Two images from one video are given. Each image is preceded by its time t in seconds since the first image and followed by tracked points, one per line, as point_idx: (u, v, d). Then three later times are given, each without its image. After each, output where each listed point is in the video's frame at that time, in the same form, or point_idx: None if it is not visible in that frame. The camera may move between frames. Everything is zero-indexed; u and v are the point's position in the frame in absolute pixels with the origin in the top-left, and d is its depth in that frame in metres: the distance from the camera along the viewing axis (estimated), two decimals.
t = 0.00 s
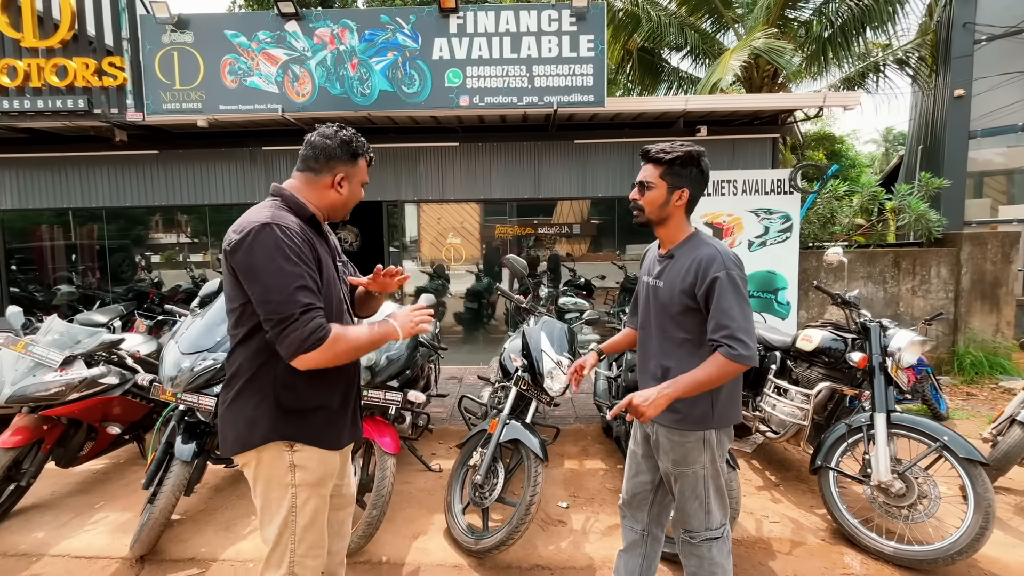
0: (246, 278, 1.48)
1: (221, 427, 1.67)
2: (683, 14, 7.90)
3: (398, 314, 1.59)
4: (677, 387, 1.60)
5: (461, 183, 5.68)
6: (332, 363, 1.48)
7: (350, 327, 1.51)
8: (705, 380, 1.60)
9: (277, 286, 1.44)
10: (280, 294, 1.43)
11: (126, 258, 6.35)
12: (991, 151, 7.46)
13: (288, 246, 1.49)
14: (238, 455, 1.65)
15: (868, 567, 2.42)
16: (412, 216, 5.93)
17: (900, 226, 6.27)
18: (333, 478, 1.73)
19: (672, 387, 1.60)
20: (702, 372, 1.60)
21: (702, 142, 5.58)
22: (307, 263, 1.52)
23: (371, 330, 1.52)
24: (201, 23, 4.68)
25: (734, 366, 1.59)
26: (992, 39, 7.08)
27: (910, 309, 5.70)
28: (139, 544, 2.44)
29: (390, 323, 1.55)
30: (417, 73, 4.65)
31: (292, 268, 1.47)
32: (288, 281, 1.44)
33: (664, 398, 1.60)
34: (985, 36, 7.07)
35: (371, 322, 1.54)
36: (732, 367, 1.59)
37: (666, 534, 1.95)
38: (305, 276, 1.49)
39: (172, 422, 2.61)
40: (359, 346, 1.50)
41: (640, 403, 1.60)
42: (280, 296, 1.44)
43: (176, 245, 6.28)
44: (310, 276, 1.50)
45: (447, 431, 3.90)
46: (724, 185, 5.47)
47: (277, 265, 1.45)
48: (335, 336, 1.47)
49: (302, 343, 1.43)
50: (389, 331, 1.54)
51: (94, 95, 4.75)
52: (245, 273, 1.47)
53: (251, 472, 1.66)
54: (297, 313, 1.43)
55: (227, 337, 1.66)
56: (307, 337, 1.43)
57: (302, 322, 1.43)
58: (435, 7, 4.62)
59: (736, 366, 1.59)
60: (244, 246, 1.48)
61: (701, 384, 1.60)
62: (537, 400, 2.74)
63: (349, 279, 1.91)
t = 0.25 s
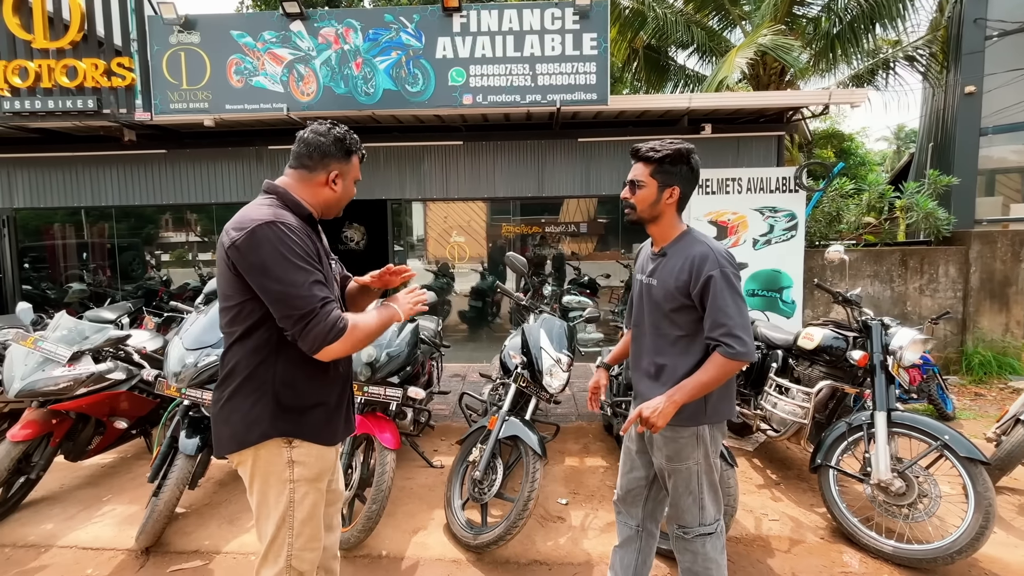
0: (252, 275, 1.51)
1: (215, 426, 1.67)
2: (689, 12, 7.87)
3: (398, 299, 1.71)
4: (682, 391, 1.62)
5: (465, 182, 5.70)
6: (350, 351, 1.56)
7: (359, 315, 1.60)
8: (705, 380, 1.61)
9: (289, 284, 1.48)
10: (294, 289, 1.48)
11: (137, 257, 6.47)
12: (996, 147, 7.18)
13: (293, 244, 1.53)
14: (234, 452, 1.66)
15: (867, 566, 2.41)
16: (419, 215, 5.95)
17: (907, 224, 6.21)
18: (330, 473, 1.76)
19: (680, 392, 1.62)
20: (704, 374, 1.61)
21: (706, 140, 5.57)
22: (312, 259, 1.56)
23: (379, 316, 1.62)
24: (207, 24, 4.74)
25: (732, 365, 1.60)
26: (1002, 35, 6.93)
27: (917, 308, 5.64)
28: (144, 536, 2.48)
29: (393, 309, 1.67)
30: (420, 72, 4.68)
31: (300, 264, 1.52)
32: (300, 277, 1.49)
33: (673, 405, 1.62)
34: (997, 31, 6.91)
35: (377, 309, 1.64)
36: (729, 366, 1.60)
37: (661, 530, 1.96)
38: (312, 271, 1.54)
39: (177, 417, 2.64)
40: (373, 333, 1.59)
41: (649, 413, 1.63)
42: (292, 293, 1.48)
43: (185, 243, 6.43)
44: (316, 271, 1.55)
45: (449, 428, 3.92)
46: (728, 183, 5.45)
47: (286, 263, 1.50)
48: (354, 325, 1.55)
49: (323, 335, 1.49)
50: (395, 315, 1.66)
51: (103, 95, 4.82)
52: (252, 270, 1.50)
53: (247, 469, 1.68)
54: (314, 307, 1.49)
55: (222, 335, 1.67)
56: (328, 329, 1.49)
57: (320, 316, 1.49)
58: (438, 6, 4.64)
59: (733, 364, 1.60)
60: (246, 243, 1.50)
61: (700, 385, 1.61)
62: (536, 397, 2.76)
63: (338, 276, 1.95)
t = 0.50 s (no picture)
0: (261, 273, 1.53)
1: (218, 422, 1.68)
2: (696, 10, 7.83)
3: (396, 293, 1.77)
4: (679, 388, 1.63)
5: (470, 181, 5.71)
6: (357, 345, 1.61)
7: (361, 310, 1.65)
8: (703, 379, 1.62)
9: (299, 282, 1.51)
10: (304, 286, 1.51)
11: (147, 255, 6.56)
12: (1005, 144, 6.92)
13: (301, 243, 1.56)
14: (237, 448, 1.68)
15: (867, 566, 2.41)
16: (425, 214, 5.98)
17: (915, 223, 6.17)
18: (331, 468, 1.80)
19: (678, 389, 1.63)
20: (700, 373, 1.62)
21: (711, 138, 5.55)
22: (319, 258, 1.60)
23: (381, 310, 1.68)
24: (214, 24, 4.78)
25: (729, 364, 1.61)
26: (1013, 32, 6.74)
27: (925, 308, 5.60)
28: (151, 530, 2.53)
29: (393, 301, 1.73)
30: (425, 72, 4.70)
31: (309, 262, 1.55)
32: (311, 275, 1.52)
33: (669, 403, 1.64)
34: (1008, 28, 6.73)
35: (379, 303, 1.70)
36: (725, 365, 1.61)
37: (659, 528, 1.97)
38: (320, 269, 1.57)
39: (183, 413, 2.68)
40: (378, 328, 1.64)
41: (644, 408, 1.63)
42: (302, 291, 1.51)
43: (194, 242, 6.51)
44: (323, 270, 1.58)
45: (452, 425, 3.95)
46: (733, 182, 5.43)
47: (296, 262, 1.52)
48: (361, 320, 1.60)
49: (335, 331, 1.53)
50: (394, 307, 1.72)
51: (113, 95, 4.89)
52: (261, 268, 1.52)
53: (249, 465, 1.70)
54: (324, 304, 1.52)
55: (226, 333, 1.68)
56: (339, 325, 1.53)
57: (330, 313, 1.53)
58: (443, 5, 4.67)
59: (730, 363, 1.61)
60: (255, 242, 1.53)
61: (697, 384, 1.63)
62: (537, 395, 2.78)
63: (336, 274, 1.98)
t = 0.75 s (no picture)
0: (268, 271, 1.54)
1: (221, 417, 1.69)
2: (701, 9, 7.80)
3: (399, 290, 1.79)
4: (676, 387, 1.64)
5: (473, 180, 5.72)
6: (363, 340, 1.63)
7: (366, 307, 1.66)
8: (699, 379, 1.62)
9: (305, 280, 1.52)
10: (311, 284, 1.52)
11: (153, 254, 6.60)
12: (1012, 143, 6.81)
13: (307, 242, 1.57)
14: (239, 444, 1.68)
15: (869, 566, 2.40)
16: (429, 213, 6.00)
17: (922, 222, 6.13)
18: (333, 464, 1.82)
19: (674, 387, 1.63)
20: (699, 371, 1.62)
21: (715, 137, 5.53)
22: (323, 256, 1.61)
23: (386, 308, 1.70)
24: (220, 24, 4.81)
25: (726, 364, 1.60)
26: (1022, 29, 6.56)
27: (931, 307, 5.56)
28: (155, 525, 2.55)
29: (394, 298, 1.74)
30: (429, 71, 4.71)
31: (315, 260, 1.56)
32: (317, 273, 1.54)
33: (667, 401, 1.64)
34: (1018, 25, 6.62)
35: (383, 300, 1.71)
36: (723, 366, 1.61)
37: (659, 527, 1.97)
38: (325, 267, 1.58)
39: (188, 410, 2.70)
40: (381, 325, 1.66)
41: (642, 405, 1.64)
42: (308, 290, 1.52)
43: (199, 240, 6.56)
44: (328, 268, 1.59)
45: (455, 424, 3.96)
46: (737, 181, 5.41)
47: (302, 261, 1.53)
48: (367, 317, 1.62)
49: (342, 328, 1.55)
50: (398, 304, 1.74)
51: (120, 95, 4.93)
52: (268, 266, 1.53)
53: (251, 460, 1.71)
54: (331, 301, 1.53)
55: (230, 330, 1.69)
56: (345, 322, 1.55)
57: (337, 311, 1.54)
58: (446, 4, 4.67)
59: (727, 364, 1.61)
60: (262, 240, 1.54)
61: (693, 383, 1.63)
62: (539, 393, 2.79)
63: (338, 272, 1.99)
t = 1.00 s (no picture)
0: (273, 270, 1.54)
1: (228, 413, 1.70)
2: (707, 7, 7.76)
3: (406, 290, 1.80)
4: (684, 390, 1.63)
5: (477, 178, 5.72)
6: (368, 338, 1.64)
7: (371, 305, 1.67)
8: (708, 381, 1.61)
9: (309, 278, 1.52)
10: (316, 282, 1.52)
11: (158, 252, 6.63)
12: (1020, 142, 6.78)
13: (311, 240, 1.57)
14: (245, 439, 1.69)
15: (874, 567, 2.39)
16: (434, 212, 6.00)
17: (929, 221, 6.09)
18: (337, 461, 1.82)
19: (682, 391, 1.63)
20: (707, 373, 1.62)
21: (720, 136, 5.51)
22: (328, 255, 1.61)
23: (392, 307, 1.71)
24: (225, 24, 4.83)
25: (738, 364, 1.60)
26: None
27: (937, 307, 5.53)
28: (161, 522, 2.56)
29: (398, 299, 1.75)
30: (433, 69, 4.71)
31: (320, 258, 1.56)
32: (322, 272, 1.54)
33: (677, 406, 1.63)
34: None
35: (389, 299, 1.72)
36: (734, 367, 1.60)
37: (663, 527, 1.96)
38: (330, 265, 1.59)
39: (193, 407, 2.71)
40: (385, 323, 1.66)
41: (651, 409, 1.64)
42: (313, 288, 1.52)
43: (205, 239, 6.53)
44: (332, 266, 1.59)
45: (458, 422, 3.96)
46: (742, 180, 5.39)
47: (306, 258, 1.54)
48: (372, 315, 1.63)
49: (347, 325, 1.55)
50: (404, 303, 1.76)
51: (126, 94, 4.95)
52: (273, 264, 1.53)
53: (257, 456, 1.72)
54: (336, 299, 1.54)
55: (235, 327, 1.69)
56: (350, 319, 1.55)
57: (342, 309, 1.54)
58: (451, 3, 4.67)
59: (738, 364, 1.60)
60: (266, 238, 1.54)
61: (702, 386, 1.62)
62: (543, 392, 2.79)
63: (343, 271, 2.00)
